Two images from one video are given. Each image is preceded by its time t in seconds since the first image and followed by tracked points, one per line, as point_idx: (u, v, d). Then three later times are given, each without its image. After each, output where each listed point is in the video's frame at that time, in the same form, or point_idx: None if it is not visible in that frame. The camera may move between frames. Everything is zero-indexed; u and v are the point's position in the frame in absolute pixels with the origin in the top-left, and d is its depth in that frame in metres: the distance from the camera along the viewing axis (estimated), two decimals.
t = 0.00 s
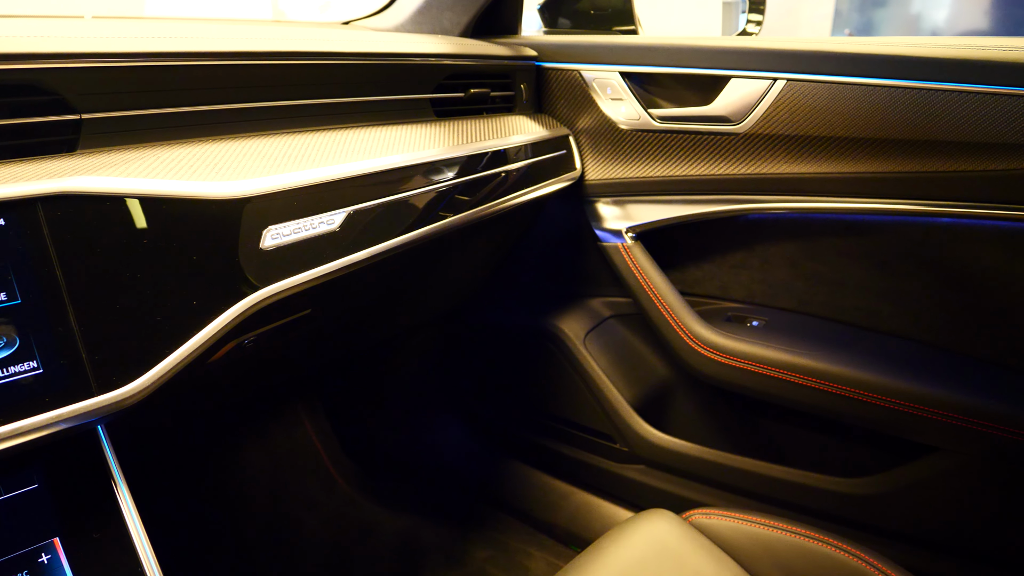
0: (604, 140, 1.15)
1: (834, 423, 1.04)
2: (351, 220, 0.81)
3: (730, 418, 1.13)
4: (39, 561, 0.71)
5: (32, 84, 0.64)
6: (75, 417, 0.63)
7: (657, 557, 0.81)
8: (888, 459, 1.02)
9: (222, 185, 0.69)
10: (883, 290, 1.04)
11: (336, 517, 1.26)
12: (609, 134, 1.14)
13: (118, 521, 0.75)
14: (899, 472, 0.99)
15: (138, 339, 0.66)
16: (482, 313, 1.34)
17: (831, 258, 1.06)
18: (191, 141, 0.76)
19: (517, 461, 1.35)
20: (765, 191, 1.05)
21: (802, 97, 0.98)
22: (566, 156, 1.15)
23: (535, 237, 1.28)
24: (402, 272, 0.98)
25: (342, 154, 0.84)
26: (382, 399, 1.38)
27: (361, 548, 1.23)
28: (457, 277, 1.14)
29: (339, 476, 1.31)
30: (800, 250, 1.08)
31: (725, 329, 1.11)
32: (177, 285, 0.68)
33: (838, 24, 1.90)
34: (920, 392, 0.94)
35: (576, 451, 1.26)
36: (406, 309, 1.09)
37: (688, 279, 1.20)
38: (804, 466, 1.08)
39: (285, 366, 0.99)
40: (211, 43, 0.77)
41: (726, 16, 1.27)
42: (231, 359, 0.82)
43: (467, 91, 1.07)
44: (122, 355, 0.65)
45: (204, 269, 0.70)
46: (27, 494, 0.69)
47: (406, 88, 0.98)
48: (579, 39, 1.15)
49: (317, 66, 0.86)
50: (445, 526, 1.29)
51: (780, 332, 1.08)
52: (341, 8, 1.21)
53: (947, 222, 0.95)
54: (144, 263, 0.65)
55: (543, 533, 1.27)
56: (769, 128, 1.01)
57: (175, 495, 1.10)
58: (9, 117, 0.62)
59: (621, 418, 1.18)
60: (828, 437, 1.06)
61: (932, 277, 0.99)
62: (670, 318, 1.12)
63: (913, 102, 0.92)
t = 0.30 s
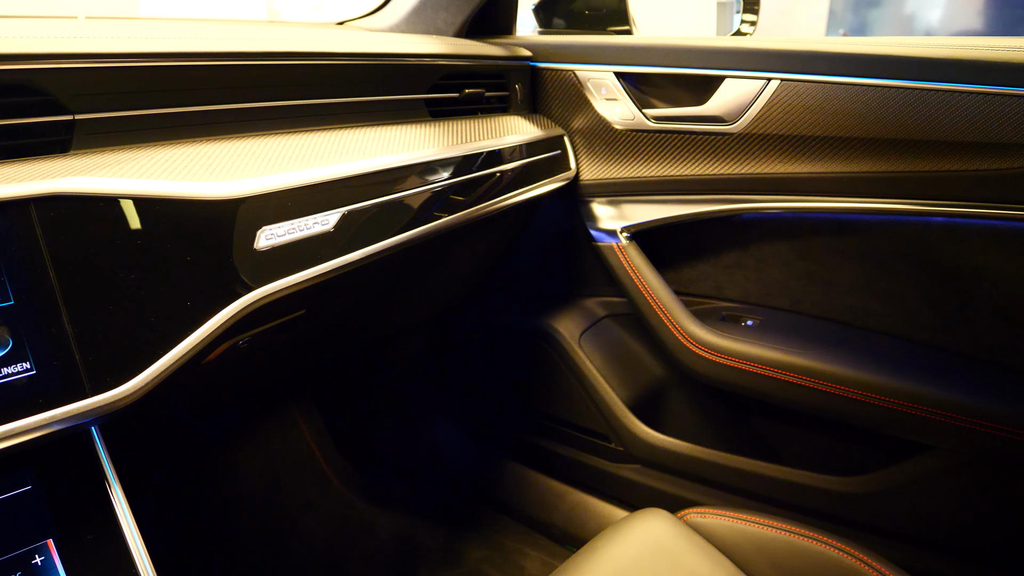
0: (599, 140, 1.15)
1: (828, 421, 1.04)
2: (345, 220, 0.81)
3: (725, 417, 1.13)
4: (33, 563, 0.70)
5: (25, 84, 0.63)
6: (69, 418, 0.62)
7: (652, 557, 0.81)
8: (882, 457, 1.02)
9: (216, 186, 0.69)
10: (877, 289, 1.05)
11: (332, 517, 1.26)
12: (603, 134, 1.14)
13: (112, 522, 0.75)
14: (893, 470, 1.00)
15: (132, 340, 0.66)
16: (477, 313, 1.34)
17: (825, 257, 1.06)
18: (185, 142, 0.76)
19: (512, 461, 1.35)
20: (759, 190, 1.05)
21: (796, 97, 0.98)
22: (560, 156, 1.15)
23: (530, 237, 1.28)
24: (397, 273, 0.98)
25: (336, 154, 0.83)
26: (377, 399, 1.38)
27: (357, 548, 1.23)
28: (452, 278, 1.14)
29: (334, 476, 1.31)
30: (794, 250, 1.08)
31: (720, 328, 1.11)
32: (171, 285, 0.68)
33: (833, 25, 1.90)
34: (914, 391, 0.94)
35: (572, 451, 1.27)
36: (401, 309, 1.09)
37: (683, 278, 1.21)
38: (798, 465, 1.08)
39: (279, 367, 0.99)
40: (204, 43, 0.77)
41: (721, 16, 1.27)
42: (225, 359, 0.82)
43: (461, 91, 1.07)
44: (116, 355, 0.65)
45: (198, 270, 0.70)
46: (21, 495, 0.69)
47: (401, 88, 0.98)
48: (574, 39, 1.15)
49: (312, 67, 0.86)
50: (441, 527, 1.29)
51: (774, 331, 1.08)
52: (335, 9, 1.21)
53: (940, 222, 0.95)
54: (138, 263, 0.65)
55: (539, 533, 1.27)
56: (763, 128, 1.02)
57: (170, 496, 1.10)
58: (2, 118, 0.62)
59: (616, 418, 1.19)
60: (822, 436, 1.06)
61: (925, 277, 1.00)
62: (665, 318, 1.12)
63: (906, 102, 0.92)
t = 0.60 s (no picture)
0: (594, 141, 1.15)
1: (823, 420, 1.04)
2: (340, 220, 0.81)
3: (720, 417, 1.13)
4: (26, 566, 0.70)
5: (18, 86, 0.63)
6: (63, 419, 0.62)
7: (649, 557, 0.81)
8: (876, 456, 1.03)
9: (210, 187, 0.69)
10: (871, 288, 1.05)
11: (328, 518, 1.26)
12: (598, 135, 1.14)
13: (105, 524, 0.75)
14: (888, 469, 1.00)
15: (126, 341, 0.66)
16: (472, 314, 1.34)
17: (819, 257, 1.07)
18: (178, 143, 0.76)
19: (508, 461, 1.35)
20: (753, 190, 1.05)
21: (789, 97, 0.98)
22: (555, 156, 1.15)
23: (525, 237, 1.28)
24: (392, 273, 0.98)
25: (331, 155, 0.83)
26: (373, 399, 1.38)
27: (353, 549, 1.22)
28: (447, 278, 1.14)
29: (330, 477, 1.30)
30: (788, 249, 1.09)
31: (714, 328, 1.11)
32: (165, 286, 0.68)
33: (827, 25, 1.91)
34: (908, 390, 0.94)
35: (567, 451, 1.27)
36: (396, 309, 1.09)
37: (677, 278, 1.21)
38: (793, 464, 1.09)
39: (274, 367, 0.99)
40: (198, 44, 0.77)
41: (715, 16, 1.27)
42: (219, 360, 0.82)
43: (455, 92, 1.07)
44: (109, 357, 0.65)
45: (192, 271, 0.69)
46: (15, 497, 0.68)
47: (395, 88, 0.98)
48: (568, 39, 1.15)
49: (306, 67, 0.86)
50: (437, 527, 1.29)
51: (768, 331, 1.08)
52: (330, 8, 1.21)
53: (933, 221, 0.96)
54: (132, 264, 0.65)
55: (534, 533, 1.27)
56: (756, 128, 1.02)
57: (165, 497, 1.10)
58: None
59: (611, 417, 1.19)
60: (817, 435, 1.06)
61: (918, 275, 1.00)
62: (660, 318, 1.12)
63: (900, 102, 0.92)
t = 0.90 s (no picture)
0: (587, 141, 1.15)
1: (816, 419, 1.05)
2: (333, 221, 0.81)
3: (714, 417, 1.13)
4: (18, 567, 0.70)
5: (10, 87, 0.63)
6: (57, 421, 0.62)
7: (643, 557, 0.81)
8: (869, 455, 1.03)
9: (204, 188, 0.69)
10: (863, 287, 1.05)
11: (323, 519, 1.26)
12: (591, 135, 1.14)
13: (98, 526, 0.75)
14: (880, 468, 1.00)
15: (118, 343, 0.66)
16: (467, 314, 1.34)
17: (812, 256, 1.07)
18: (171, 144, 0.75)
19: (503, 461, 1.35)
20: (746, 190, 1.06)
21: (782, 97, 0.98)
22: (549, 156, 1.15)
23: (518, 237, 1.28)
24: (385, 273, 0.98)
25: (324, 155, 0.83)
26: (368, 399, 1.38)
27: (348, 549, 1.23)
28: (440, 278, 1.14)
29: (324, 478, 1.31)
30: (781, 249, 1.09)
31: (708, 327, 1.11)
32: (159, 288, 0.68)
33: (821, 25, 1.91)
34: (901, 389, 0.95)
35: (561, 450, 1.27)
36: (390, 309, 1.09)
37: (671, 278, 1.21)
38: (786, 463, 1.09)
39: (267, 368, 0.99)
40: (190, 45, 0.77)
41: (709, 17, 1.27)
42: (212, 361, 0.82)
43: (449, 92, 1.07)
44: (100, 358, 0.65)
45: (185, 271, 0.69)
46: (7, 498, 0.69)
47: (388, 89, 0.98)
48: (562, 40, 1.15)
49: (298, 67, 0.86)
50: (432, 527, 1.29)
51: (762, 330, 1.09)
52: (324, 9, 1.21)
53: (925, 221, 0.96)
54: (125, 265, 0.65)
55: (528, 533, 1.27)
56: (749, 128, 1.02)
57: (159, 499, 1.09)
58: None
59: (605, 417, 1.19)
60: (810, 434, 1.07)
61: (910, 274, 1.01)
62: (654, 318, 1.12)
63: (893, 102, 0.92)
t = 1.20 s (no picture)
0: (580, 141, 1.16)
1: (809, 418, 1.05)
2: (326, 221, 0.81)
3: (707, 416, 1.14)
4: (9, 569, 0.70)
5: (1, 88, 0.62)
6: (48, 422, 0.62)
7: (636, 556, 0.81)
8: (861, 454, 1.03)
9: (196, 189, 0.69)
10: (856, 286, 1.06)
11: (317, 520, 1.26)
12: (584, 135, 1.15)
13: (90, 528, 0.75)
14: (872, 466, 1.01)
15: (109, 344, 0.65)
16: (461, 314, 1.34)
17: (804, 256, 1.07)
18: (163, 145, 0.75)
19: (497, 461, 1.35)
20: (739, 190, 1.06)
21: (774, 97, 0.99)
22: (542, 157, 1.15)
23: (512, 237, 1.28)
24: (378, 274, 0.98)
25: (317, 156, 0.83)
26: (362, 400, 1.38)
27: (343, 550, 1.23)
28: (434, 278, 1.14)
29: (319, 479, 1.30)
30: (774, 248, 1.09)
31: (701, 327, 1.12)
32: (150, 289, 0.68)
33: (815, 25, 1.92)
34: (893, 388, 0.95)
35: (555, 450, 1.27)
36: (384, 310, 1.09)
37: (665, 278, 1.21)
38: (780, 462, 1.09)
39: (260, 369, 0.99)
40: (182, 46, 0.76)
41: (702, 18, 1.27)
42: (204, 362, 0.82)
43: (442, 93, 1.07)
44: (92, 360, 0.64)
45: (177, 273, 0.69)
46: None
47: (380, 89, 0.98)
48: (554, 40, 1.16)
49: (290, 68, 0.86)
50: (426, 527, 1.29)
51: (754, 330, 1.09)
52: (318, 9, 1.22)
53: (917, 220, 0.96)
54: (116, 267, 0.65)
55: (523, 533, 1.27)
56: (741, 128, 1.02)
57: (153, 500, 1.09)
58: None
59: (599, 417, 1.19)
60: (803, 433, 1.07)
61: (902, 274, 1.01)
62: (647, 318, 1.12)
63: (884, 102, 0.93)
